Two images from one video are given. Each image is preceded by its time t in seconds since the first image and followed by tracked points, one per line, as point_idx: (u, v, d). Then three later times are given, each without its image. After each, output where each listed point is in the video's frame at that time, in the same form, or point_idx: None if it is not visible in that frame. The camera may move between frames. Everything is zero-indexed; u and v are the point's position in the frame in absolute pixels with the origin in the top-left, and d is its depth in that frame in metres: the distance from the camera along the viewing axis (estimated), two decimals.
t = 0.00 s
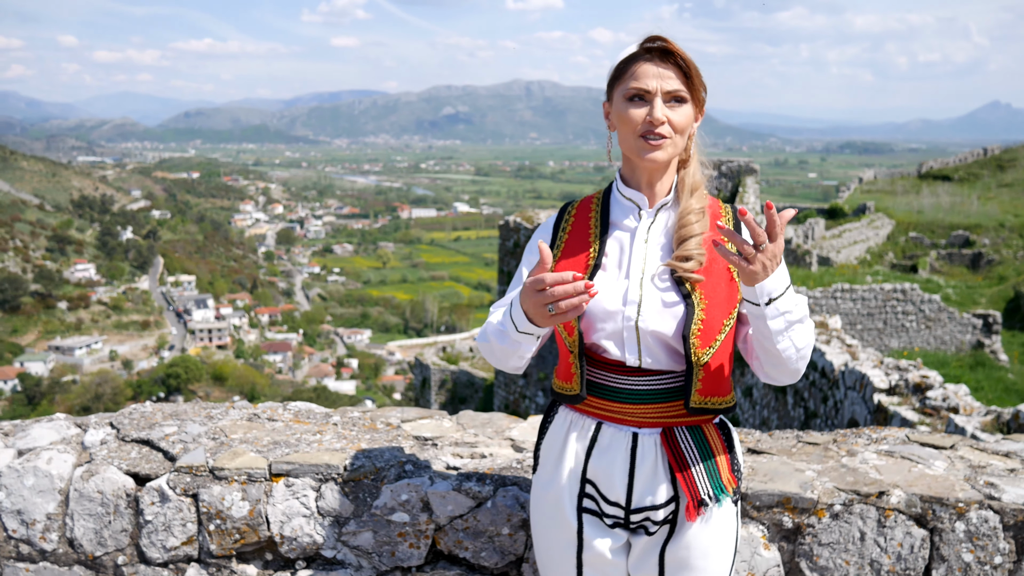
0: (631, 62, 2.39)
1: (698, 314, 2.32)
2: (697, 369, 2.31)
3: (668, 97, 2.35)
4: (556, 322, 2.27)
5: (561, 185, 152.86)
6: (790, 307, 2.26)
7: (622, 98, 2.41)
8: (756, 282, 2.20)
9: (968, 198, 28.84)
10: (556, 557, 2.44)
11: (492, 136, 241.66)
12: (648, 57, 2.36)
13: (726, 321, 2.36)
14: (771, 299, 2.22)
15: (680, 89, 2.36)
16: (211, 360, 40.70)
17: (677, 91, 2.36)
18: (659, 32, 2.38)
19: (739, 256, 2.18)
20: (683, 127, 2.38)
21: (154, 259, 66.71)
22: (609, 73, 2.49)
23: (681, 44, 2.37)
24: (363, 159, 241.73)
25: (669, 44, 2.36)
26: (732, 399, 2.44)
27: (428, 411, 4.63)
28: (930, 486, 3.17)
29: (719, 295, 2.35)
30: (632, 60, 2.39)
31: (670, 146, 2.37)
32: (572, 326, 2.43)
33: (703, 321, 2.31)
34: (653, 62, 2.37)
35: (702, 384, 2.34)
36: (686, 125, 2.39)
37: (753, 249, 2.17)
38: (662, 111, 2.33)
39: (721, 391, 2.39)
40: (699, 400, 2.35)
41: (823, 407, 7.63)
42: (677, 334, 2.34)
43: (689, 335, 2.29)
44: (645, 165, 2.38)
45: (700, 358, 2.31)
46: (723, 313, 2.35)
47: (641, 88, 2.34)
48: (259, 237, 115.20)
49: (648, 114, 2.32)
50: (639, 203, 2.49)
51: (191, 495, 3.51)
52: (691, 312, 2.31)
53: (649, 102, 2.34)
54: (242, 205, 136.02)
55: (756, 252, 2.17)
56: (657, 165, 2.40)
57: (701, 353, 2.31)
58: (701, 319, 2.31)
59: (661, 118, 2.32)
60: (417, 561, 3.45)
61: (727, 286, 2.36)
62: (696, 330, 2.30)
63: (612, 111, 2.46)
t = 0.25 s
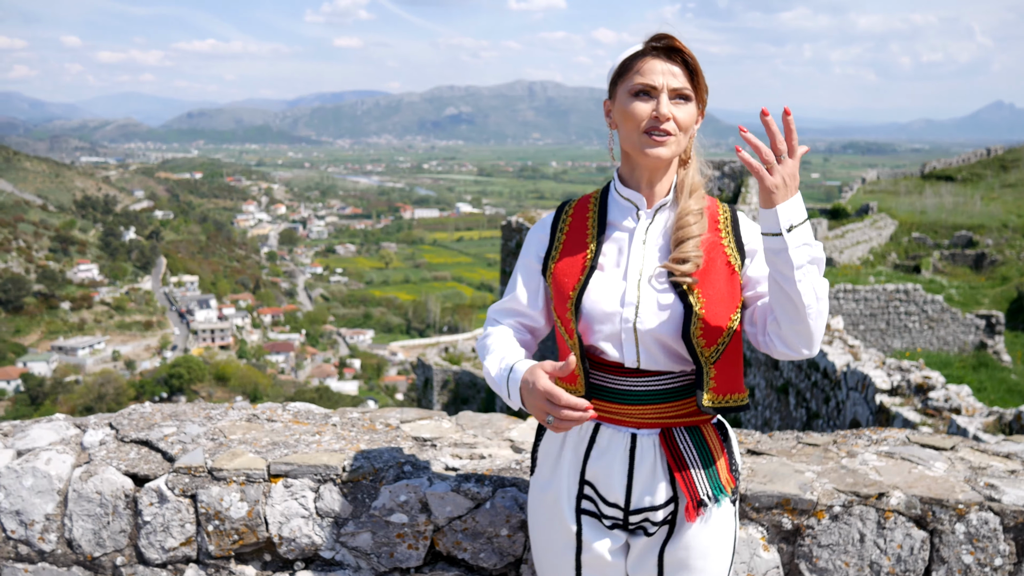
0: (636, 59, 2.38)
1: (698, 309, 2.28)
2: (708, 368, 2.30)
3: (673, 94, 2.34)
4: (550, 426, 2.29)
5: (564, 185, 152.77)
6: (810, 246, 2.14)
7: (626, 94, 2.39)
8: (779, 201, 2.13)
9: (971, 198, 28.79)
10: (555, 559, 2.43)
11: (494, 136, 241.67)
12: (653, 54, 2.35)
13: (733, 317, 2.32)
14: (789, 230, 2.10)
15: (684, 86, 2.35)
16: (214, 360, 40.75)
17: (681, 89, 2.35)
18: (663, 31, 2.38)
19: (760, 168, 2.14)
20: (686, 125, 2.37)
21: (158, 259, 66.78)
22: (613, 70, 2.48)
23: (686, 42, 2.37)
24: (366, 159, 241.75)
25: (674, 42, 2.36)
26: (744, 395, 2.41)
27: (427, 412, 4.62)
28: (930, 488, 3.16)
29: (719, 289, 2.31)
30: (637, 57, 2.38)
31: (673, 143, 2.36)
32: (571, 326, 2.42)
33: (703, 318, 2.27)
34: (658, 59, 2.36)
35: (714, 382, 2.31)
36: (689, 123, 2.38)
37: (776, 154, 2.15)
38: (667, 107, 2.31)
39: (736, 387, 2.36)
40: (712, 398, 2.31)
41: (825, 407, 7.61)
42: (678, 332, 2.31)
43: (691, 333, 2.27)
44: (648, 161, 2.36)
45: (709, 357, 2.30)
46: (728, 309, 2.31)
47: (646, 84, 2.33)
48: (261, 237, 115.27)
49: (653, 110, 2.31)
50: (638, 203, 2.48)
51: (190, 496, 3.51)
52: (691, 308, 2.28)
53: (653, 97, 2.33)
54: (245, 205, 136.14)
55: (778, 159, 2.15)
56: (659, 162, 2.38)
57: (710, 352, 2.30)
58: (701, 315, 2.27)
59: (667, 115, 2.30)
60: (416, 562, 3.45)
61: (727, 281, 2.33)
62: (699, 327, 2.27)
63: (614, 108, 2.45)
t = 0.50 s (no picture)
0: (632, 60, 2.37)
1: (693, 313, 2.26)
2: (703, 368, 2.28)
3: (669, 94, 2.32)
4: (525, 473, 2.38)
5: (567, 185, 152.67)
6: (818, 224, 2.08)
7: (621, 95, 2.38)
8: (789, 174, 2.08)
9: (974, 198, 28.73)
10: (552, 560, 2.43)
11: (497, 137, 241.71)
12: (650, 54, 2.34)
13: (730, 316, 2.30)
14: (797, 205, 2.06)
15: (680, 86, 2.34)
16: (217, 360, 40.80)
17: (678, 89, 2.33)
18: (661, 32, 2.36)
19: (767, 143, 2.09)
20: (681, 126, 2.35)
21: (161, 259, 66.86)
22: (610, 71, 2.47)
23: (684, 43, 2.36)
24: (368, 159, 241.75)
25: (672, 42, 2.35)
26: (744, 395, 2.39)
27: (427, 413, 4.61)
28: (931, 490, 3.13)
29: (716, 289, 2.28)
30: (634, 57, 2.37)
31: (668, 144, 2.34)
32: (566, 330, 2.43)
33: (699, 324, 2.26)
34: (655, 60, 2.35)
35: (713, 384, 2.30)
36: (685, 124, 2.36)
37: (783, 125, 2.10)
38: (661, 107, 2.30)
39: (735, 388, 2.35)
40: (709, 401, 2.31)
41: (827, 408, 7.58)
42: (673, 334, 2.29)
43: (686, 336, 2.26)
44: (642, 161, 2.34)
45: (706, 359, 2.28)
46: (723, 310, 2.28)
47: (641, 84, 2.32)
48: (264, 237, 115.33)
49: (647, 111, 2.30)
50: (633, 205, 2.46)
51: (188, 497, 3.50)
52: (685, 309, 2.26)
53: (649, 98, 2.32)
54: (248, 205, 136.39)
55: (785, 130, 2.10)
56: (653, 164, 2.36)
57: (706, 354, 2.28)
58: (697, 319, 2.25)
59: (660, 115, 2.29)
60: (414, 563, 3.44)
61: (723, 281, 2.30)
62: (694, 329, 2.25)
63: (611, 108, 2.44)
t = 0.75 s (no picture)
0: (626, 60, 2.37)
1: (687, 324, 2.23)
2: (689, 378, 2.27)
3: (660, 94, 2.30)
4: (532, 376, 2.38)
5: (569, 185, 152.63)
6: (790, 275, 2.07)
7: (615, 96, 2.38)
8: (764, 226, 2.07)
9: (977, 199, 28.69)
10: (551, 558, 2.42)
11: (499, 137, 241.70)
12: (644, 53, 2.33)
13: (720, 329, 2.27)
14: (768, 256, 2.05)
15: (673, 86, 2.31)
16: (219, 359, 40.86)
17: (669, 88, 2.30)
18: (657, 29, 2.35)
19: (742, 193, 2.07)
20: (675, 126, 2.32)
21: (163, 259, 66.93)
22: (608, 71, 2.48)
23: (679, 42, 2.34)
24: (371, 159, 241.77)
25: (666, 41, 2.32)
26: (730, 405, 2.38)
27: (427, 413, 4.59)
28: (932, 490, 3.10)
29: (713, 298, 2.26)
30: (628, 57, 2.36)
31: (658, 146, 2.32)
32: (562, 332, 2.43)
33: (690, 336, 2.24)
34: (648, 60, 2.33)
35: (696, 394, 2.28)
36: (678, 124, 2.33)
37: (764, 175, 2.07)
38: (650, 107, 2.28)
39: (717, 398, 2.33)
40: (691, 409, 2.29)
41: (829, 408, 7.56)
42: (665, 339, 2.27)
43: (678, 344, 2.24)
44: (632, 164, 2.33)
45: (694, 366, 2.26)
46: (717, 320, 2.26)
47: (632, 84, 2.31)
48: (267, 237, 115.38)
49: (636, 111, 2.28)
50: (631, 205, 2.44)
51: (187, 496, 3.49)
52: (680, 317, 2.24)
53: (639, 98, 2.31)
54: (250, 205, 136.51)
55: (764, 179, 2.07)
56: (645, 166, 2.34)
57: (695, 362, 2.26)
58: (690, 329, 2.24)
59: (648, 115, 2.27)
60: (414, 563, 3.42)
61: (719, 291, 2.27)
62: (686, 339, 2.23)
63: (606, 109, 2.44)
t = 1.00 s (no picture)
0: (626, 62, 2.37)
1: (690, 323, 2.25)
2: (683, 379, 2.26)
3: (656, 97, 2.31)
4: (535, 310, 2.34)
5: (571, 186, 152.51)
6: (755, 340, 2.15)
7: (615, 98, 2.39)
8: (724, 297, 2.10)
9: (979, 199, 28.64)
10: (549, 556, 2.42)
11: (501, 137, 241.71)
12: (642, 56, 2.33)
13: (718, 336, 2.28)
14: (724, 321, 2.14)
15: (670, 89, 2.30)
16: (221, 359, 40.88)
17: (666, 92, 2.30)
18: (657, 30, 2.34)
19: (693, 271, 2.10)
20: (672, 130, 2.32)
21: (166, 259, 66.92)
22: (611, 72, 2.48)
23: (679, 41, 2.32)
24: (373, 159, 241.79)
25: (664, 43, 2.32)
26: (721, 403, 2.36)
27: (428, 413, 4.60)
28: (933, 491, 3.10)
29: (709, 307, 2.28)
30: (628, 58, 2.36)
31: (654, 149, 2.32)
32: (560, 330, 2.41)
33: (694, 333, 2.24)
34: (647, 62, 2.33)
35: (688, 397, 2.27)
36: (676, 128, 2.32)
37: (717, 256, 2.07)
38: (645, 112, 2.29)
39: (703, 401, 2.29)
40: (684, 413, 2.27)
41: (830, 408, 7.55)
42: (667, 344, 2.28)
43: (678, 349, 2.25)
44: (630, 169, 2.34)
45: (687, 370, 2.26)
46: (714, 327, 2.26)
47: (628, 87, 2.32)
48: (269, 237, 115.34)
49: (629, 116, 2.30)
50: (634, 207, 2.44)
51: (187, 496, 3.49)
52: (683, 322, 2.26)
53: (635, 101, 2.32)
54: (252, 205, 136.52)
55: (716, 260, 2.07)
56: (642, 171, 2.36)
57: (688, 366, 2.27)
58: (691, 331, 2.25)
59: (641, 120, 2.28)
60: (414, 563, 3.43)
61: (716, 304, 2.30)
62: (687, 342, 2.24)
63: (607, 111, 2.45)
